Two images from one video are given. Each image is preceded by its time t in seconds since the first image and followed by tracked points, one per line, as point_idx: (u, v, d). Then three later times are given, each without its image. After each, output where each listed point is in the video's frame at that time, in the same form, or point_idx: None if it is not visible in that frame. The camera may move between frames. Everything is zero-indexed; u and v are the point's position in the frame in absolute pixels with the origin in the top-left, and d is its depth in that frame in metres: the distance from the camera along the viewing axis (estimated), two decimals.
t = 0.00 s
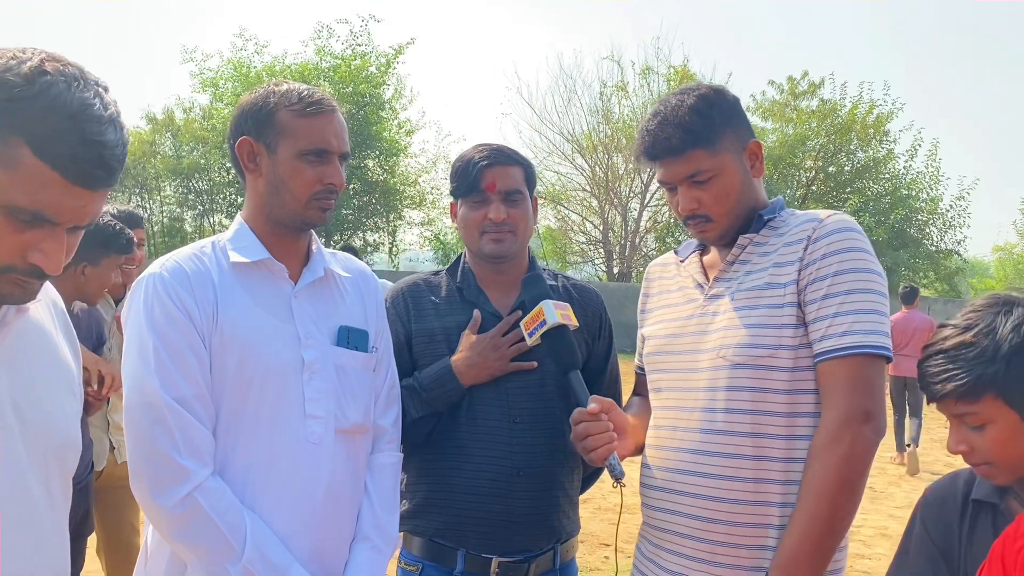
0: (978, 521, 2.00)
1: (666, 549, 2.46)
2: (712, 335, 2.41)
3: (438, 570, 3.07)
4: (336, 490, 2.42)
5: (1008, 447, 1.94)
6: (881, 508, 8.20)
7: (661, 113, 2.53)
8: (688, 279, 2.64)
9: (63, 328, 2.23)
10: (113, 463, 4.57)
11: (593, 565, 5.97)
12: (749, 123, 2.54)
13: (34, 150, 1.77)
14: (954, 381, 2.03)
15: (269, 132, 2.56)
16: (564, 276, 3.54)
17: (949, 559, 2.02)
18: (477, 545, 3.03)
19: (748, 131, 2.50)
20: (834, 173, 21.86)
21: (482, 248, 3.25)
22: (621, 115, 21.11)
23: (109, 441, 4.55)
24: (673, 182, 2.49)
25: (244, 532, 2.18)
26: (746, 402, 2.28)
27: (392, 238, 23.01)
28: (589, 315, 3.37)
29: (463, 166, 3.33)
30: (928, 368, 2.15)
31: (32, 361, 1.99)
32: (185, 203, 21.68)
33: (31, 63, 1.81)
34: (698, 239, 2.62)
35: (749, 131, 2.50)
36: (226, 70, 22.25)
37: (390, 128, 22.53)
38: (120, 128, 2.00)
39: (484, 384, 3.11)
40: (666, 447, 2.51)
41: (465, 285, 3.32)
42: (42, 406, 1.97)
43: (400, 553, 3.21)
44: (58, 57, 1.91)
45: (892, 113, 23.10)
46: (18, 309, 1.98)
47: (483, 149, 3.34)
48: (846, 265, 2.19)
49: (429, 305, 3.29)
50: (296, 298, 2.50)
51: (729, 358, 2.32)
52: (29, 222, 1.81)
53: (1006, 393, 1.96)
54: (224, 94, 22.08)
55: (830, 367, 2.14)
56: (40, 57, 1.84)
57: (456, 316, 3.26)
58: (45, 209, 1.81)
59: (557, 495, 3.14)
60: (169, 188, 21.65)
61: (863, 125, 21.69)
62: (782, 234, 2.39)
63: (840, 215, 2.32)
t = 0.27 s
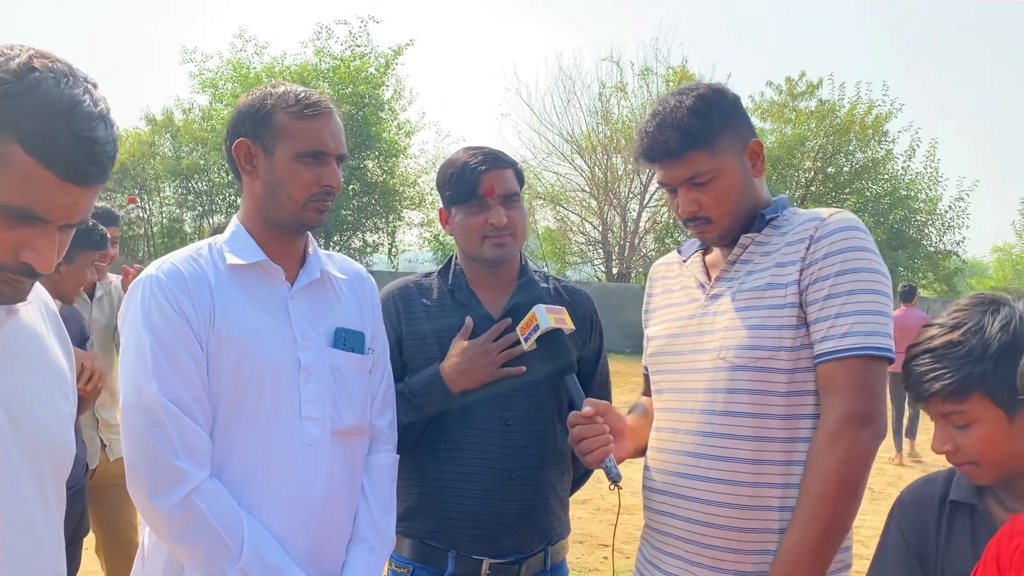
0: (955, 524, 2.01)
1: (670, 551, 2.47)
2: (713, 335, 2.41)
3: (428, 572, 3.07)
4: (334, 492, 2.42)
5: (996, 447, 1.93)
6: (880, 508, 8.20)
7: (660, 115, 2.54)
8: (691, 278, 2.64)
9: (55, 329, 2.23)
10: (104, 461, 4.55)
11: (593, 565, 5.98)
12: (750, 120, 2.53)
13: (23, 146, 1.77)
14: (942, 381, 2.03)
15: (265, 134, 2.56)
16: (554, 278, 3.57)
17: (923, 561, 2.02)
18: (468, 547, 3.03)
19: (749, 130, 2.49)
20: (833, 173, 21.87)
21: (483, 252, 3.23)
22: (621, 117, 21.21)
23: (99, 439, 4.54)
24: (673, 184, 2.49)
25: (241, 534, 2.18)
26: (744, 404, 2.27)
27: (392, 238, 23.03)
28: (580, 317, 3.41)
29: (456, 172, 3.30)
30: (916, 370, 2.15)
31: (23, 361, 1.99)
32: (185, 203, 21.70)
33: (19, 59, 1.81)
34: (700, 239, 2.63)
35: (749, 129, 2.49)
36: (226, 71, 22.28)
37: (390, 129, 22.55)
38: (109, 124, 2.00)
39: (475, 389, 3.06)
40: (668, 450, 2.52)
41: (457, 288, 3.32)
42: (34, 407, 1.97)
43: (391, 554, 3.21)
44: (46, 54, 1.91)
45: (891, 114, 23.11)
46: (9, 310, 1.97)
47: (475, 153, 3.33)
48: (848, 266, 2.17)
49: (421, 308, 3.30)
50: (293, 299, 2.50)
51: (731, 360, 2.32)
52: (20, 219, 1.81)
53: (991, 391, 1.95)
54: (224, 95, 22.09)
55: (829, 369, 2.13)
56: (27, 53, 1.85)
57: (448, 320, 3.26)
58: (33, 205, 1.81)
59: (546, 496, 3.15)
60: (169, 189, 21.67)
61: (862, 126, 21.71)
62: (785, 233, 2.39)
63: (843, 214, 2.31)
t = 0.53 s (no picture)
0: (921, 537, 1.99)
1: (670, 554, 2.48)
2: (720, 336, 2.41)
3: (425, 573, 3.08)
4: (333, 493, 2.43)
5: (965, 440, 1.93)
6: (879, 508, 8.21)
7: (674, 115, 2.49)
8: (695, 276, 2.63)
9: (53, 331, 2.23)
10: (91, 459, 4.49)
11: (593, 566, 5.98)
12: (764, 121, 2.51)
13: (15, 146, 1.77)
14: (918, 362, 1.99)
15: (264, 136, 2.57)
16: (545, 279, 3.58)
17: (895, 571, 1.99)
18: (465, 549, 3.04)
19: (763, 132, 2.47)
20: (833, 174, 21.88)
21: (476, 255, 3.23)
22: (621, 117, 21.23)
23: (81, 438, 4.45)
24: (687, 185, 2.46)
25: (242, 536, 2.19)
26: (752, 411, 2.29)
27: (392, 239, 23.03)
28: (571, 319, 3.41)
29: (452, 174, 3.31)
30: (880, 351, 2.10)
31: (21, 364, 1.99)
32: (185, 205, 21.69)
33: (11, 59, 1.82)
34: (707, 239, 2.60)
35: (763, 130, 2.48)
36: (227, 72, 22.29)
37: (390, 130, 22.55)
38: (104, 125, 2.00)
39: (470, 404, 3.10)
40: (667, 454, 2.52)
41: (449, 291, 3.32)
42: (33, 410, 1.97)
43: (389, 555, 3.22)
44: (39, 54, 1.92)
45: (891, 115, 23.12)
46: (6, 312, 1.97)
47: (472, 155, 3.33)
48: (860, 282, 2.19)
49: (413, 313, 3.30)
50: (291, 301, 2.50)
51: (738, 363, 2.32)
52: (14, 220, 1.81)
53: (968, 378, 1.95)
54: (224, 96, 22.10)
55: (837, 382, 2.17)
56: (19, 53, 1.86)
57: (439, 323, 3.25)
58: (27, 206, 1.82)
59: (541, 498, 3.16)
60: (169, 190, 21.69)
61: (862, 127, 21.75)
62: (799, 241, 2.38)
63: (860, 229, 2.31)
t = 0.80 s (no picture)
0: (922, 537, 2.00)
1: (661, 558, 2.46)
2: (723, 337, 2.40)
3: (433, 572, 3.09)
4: (333, 495, 2.42)
5: (976, 433, 1.96)
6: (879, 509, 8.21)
7: (688, 110, 2.48)
8: (694, 277, 2.62)
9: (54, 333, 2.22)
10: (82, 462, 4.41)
11: (593, 568, 5.96)
12: (773, 124, 2.52)
13: (20, 149, 1.77)
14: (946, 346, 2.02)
15: (262, 138, 2.56)
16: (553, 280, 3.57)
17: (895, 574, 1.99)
18: (471, 550, 3.05)
19: (774, 135, 2.48)
20: (833, 175, 21.87)
21: (485, 255, 3.25)
22: (621, 119, 21.22)
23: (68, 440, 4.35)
24: (694, 184, 2.44)
25: (243, 538, 2.18)
26: (754, 414, 2.29)
27: (392, 241, 23.02)
28: (580, 319, 3.42)
29: (464, 172, 3.33)
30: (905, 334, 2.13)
31: (22, 366, 1.99)
32: (184, 206, 21.62)
33: (13, 62, 1.81)
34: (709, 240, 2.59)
35: (773, 135, 2.48)
36: (226, 74, 22.27)
37: (390, 131, 22.54)
38: (107, 126, 2.00)
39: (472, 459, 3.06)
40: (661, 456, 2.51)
41: (458, 293, 3.31)
42: (34, 412, 1.97)
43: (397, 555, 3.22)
44: (41, 56, 1.91)
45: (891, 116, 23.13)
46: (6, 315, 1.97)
47: (484, 155, 3.35)
48: (871, 290, 2.20)
49: (423, 314, 3.29)
50: (291, 303, 2.50)
51: (744, 365, 2.31)
52: (19, 223, 1.81)
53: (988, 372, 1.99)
54: (224, 98, 22.08)
55: (843, 390, 2.17)
56: (21, 56, 1.85)
57: (447, 324, 3.24)
58: (33, 210, 1.82)
59: (549, 499, 3.15)
60: (169, 192, 21.66)
61: (862, 128, 21.73)
62: (806, 246, 2.38)
63: (869, 237, 2.31)
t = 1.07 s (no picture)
0: (925, 538, 2.00)
1: (657, 560, 2.44)
2: (716, 340, 2.40)
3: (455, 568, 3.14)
4: (334, 496, 2.42)
5: (984, 438, 1.99)
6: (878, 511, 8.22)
7: (687, 109, 2.48)
8: (692, 278, 2.62)
9: (55, 335, 2.22)
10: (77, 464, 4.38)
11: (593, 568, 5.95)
12: (772, 124, 2.52)
13: (28, 151, 1.77)
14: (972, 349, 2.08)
15: (264, 140, 2.56)
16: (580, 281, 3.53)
17: None
18: (486, 549, 3.07)
19: (773, 136, 2.48)
20: (833, 176, 21.87)
21: (511, 252, 3.26)
22: (621, 120, 21.22)
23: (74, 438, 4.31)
24: (693, 184, 2.44)
25: (244, 540, 2.18)
26: (754, 412, 2.26)
27: (392, 242, 23.02)
28: (604, 323, 3.35)
29: (493, 170, 3.37)
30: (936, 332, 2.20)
31: (24, 369, 1.99)
32: (185, 207, 21.61)
33: (16, 64, 1.81)
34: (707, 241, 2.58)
35: (773, 135, 2.49)
36: (226, 75, 22.28)
37: (391, 133, 22.55)
38: (112, 127, 2.00)
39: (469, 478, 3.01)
40: (659, 457, 2.48)
41: (485, 290, 3.31)
42: (37, 414, 1.97)
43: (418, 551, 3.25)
44: (41, 58, 1.91)
45: (891, 116, 23.13)
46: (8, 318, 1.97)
47: (511, 154, 3.39)
48: (863, 284, 2.19)
49: (447, 310, 3.30)
50: (291, 305, 2.50)
51: (738, 365, 2.30)
52: (29, 224, 1.82)
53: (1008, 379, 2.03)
54: (225, 99, 22.09)
55: (832, 385, 2.13)
56: (23, 58, 1.84)
57: (470, 320, 3.24)
58: (42, 211, 1.82)
59: (562, 501, 3.14)
60: (169, 193, 21.67)
61: (862, 129, 21.73)
62: (802, 245, 2.38)
63: (863, 235, 2.30)
